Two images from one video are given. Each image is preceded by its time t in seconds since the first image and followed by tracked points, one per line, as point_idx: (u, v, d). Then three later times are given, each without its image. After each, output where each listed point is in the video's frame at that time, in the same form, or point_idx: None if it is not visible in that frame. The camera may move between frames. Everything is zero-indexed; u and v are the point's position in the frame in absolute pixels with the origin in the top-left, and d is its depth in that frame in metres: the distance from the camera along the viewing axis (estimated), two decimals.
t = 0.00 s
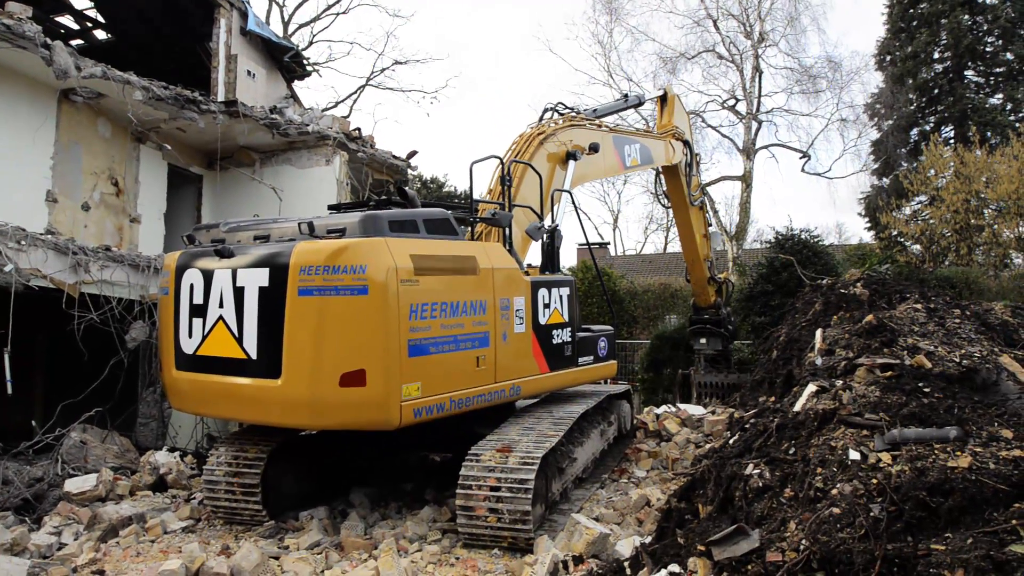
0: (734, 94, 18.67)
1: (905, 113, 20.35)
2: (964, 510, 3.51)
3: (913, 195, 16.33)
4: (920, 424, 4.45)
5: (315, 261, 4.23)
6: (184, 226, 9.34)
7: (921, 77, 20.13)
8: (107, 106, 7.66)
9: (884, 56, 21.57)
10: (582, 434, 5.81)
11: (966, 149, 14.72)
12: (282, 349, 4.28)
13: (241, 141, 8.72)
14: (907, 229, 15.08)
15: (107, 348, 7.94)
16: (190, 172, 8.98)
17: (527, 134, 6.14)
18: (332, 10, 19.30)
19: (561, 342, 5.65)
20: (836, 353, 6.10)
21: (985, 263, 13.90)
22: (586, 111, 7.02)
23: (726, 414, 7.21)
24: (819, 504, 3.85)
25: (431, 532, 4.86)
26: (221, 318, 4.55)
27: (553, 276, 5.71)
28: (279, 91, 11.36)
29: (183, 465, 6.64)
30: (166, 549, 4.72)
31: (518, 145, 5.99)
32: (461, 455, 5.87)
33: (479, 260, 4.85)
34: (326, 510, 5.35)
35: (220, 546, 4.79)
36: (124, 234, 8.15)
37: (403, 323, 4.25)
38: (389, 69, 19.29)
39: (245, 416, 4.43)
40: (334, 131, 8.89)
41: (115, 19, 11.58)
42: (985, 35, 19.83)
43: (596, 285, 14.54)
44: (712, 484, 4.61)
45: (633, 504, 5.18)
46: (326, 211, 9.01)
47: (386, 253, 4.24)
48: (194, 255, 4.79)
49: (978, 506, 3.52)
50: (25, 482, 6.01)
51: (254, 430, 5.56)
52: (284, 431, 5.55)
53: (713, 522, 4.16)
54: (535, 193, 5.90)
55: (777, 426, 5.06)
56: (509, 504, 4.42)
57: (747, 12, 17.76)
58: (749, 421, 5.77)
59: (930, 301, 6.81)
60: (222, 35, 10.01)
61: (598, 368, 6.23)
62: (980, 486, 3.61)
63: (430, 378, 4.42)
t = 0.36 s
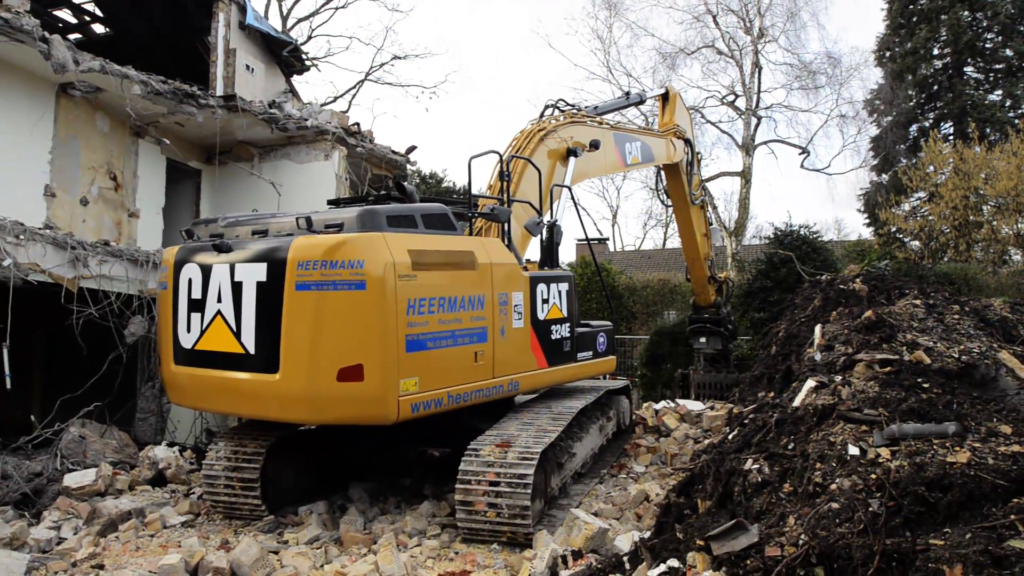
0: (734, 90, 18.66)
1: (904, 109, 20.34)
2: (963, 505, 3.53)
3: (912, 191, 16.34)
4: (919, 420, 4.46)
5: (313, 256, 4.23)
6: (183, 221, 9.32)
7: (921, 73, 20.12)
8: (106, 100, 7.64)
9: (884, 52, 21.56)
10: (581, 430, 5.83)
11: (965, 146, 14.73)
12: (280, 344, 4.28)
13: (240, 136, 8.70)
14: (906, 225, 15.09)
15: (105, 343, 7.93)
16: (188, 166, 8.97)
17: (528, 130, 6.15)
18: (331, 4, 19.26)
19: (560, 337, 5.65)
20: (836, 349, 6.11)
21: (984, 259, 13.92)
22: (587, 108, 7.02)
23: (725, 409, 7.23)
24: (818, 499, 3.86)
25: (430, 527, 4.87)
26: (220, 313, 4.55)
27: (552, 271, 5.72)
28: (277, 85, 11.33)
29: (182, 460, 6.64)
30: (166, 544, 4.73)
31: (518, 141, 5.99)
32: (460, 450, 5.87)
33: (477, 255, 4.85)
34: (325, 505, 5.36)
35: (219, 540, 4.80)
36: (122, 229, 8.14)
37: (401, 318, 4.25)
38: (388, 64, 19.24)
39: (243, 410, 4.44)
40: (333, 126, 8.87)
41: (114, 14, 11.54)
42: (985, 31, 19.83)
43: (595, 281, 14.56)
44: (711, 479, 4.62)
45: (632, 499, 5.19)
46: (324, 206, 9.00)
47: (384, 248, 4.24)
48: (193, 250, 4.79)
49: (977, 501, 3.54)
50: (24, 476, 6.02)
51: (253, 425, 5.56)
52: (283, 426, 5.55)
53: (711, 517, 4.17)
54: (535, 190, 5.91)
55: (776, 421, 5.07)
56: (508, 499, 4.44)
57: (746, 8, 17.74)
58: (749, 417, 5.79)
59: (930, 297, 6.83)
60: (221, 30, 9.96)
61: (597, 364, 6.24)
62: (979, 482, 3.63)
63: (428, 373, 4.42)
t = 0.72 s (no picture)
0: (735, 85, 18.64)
1: (906, 104, 20.29)
2: (964, 500, 3.54)
3: (913, 186, 16.33)
4: (920, 414, 4.47)
5: (313, 249, 4.22)
6: (183, 215, 9.32)
7: (923, 68, 20.07)
8: (106, 93, 7.62)
9: (886, 47, 21.51)
10: (581, 424, 5.83)
11: (966, 141, 14.71)
12: (280, 337, 4.28)
13: (240, 130, 8.69)
14: (907, 220, 15.09)
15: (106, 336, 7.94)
16: (189, 160, 8.95)
17: (529, 124, 6.14)
18: None
19: (560, 332, 5.65)
20: (837, 344, 6.11)
21: (985, 255, 13.92)
22: (589, 101, 7.00)
23: (726, 404, 7.24)
24: (819, 493, 3.87)
25: (431, 521, 4.88)
26: (220, 306, 4.55)
27: (553, 265, 5.72)
28: (278, 79, 11.30)
29: (183, 454, 6.65)
30: (167, 537, 4.73)
31: (519, 135, 5.98)
32: (461, 444, 5.88)
33: (478, 248, 4.85)
34: (326, 499, 5.37)
35: (220, 534, 4.81)
36: (123, 222, 8.14)
37: (401, 312, 4.25)
38: (390, 58, 19.20)
39: (243, 404, 4.44)
40: (334, 120, 8.85)
41: (114, 6, 11.51)
42: (987, 25, 19.79)
43: (596, 275, 14.57)
44: (712, 473, 4.64)
45: (633, 494, 5.21)
46: (325, 200, 8.99)
47: (384, 242, 4.24)
48: (193, 243, 4.78)
49: (978, 495, 3.55)
50: (26, 469, 6.03)
51: (253, 418, 5.57)
52: (284, 420, 5.56)
53: (713, 511, 4.18)
54: (536, 183, 5.89)
55: (777, 416, 5.08)
56: (508, 493, 4.45)
57: (748, 2, 17.69)
58: (749, 411, 5.79)
59: (931, 292, 6.83)
60: (222, 23, 9.92)
61: (597, 359, 6.24)
62: (981, 476, 3.63)
63: (428, 367, 4.43)
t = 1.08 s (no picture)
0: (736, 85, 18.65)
1: (907, 105, 20.28)
2: (966, 501, 3.54)
3: (914, 187, 16.34)
4: (922, 415, 4.47)
5: (314, 249, 4.22)
6: (184, 214, 9.32)
7: (924, 68, 20.07)
8: (107, 93, 7.62)
9: (887, 48, 21.52)
10: (582, 424, 5.83)
11: (967, 142, 14.73)
12: (281, 338, 4.28)
13: (241, 129, 8.69)
14: (908, 221, 15.09)
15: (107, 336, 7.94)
16: (190, 160, 8.96)
17: (526, 120, 6.13)
18: None
19: (561, 332, 5.66)
20: (838, 344, 6.12)
21: (986, 255, 13.92)
22: (587, 93, 6.99)
23: (727, 405, 7.24)
24: (821, 494, 3.88)
25: (432, 521, 4.88)
26: (222, 306, 4.55)
27: (554, 266, 5.72)
28: (279, 79, 11.30)
29: (184, 454, 6.65)
30: (168, 537, 4.74)
31: (517, 131, 5.98)
32: (461, 444, 5.88)
33: (478, 249, 4.85)
34: (327, 499, 5.38)
35: (221, 533, 4.82)
36: (124, 222, 8.14)
37: (402, 312, 4.26)
38: (391, 57, 19.22)
39: (244, 404, 4.44)
40: (335, 120, 8.85)
41: (114, 5, 11.50)
42: (988, 26, 19.80)
43: (597, 276, 14.57)
44: (714, 474, 4.64)
45: (634, 494, 5.21)
46: (326, 200, 9.00)
47: (385, 242, 4.24)
48: (195, 243, 4.79)
49: (980, 496, 3.55)
50: (27, 469, 6.03)
51: (254, 418, 5.58)
52: (285, 420, 5.56)
53: (714, 512, 4.19)
54: (534, 180, 5.89)
55: (779, 416, 5.08)
56: (509, 493, 4.45)
57: (749, 2, 17.69)
58: (751, 411, 5.79)
59: (933, 292, 6.83)
60: (223, 22, 9.86)
61: (598, 359, 6.23)
62: (982, 477, 3.64)
63: (429, 367, 4.43)
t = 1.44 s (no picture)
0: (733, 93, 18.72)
1: (903, 113, 20.35)
2: (964, 509, 3.54)
3: (910, 195, 16.38)
4: (920, 423, 4.48)
5: (313, 258, 4.23)
6: (182, 221, 9.32)
7: (920, 76, 20.15)
8: (105, 101, 7.64)
9: (883, 56, 21.62)
10: (580, 432, 5.83)
11: (963, 149, 14.77)
12: (280, 346, 4.28)
13: (240, 137, 8.70)
14: (905, 228, 15.12)
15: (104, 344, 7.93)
16: (188, 168, 8.96)
17: (518, 122, 6.11)
18: (331, 6, 19.30)
19: (559, 340, 5.66)
20: (836, 352, 6.12)
21: (983, 263, 13.95)
22: (578, 92, 6.99)
23: (725, 413, 7.25)
24: (820, 502, 3.88)
25: (430, 529, 4.87)
26: (221, 314, 4.55)
27: (552, 273, 5.73)
28: (277, 87, 11.33)
29: (181, 462, 6.64)
30: (165, 546, 4.72)
31: (510, 134, 5.97)
32: (459, 452, 5.87)
33: (477, 257, 4.86)
34: (325, 508, 5.37)
35: (219, 543, 4.81)
36: (121, 230, 8.14)
37: (401, 320, 4.26)
38: (389, 65, 19.26)
39: (242, 413, 4.44)
40: (333, 127, 8.86)
41: (113, 14, 11.52)
42: (983, 34, 19.91)
43: (595, 284, 14.59)
44: (712, 482, 4.64)
45: (632, 502, 5.21)
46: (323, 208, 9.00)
47: (384, 250, 4.24)
48: (193, 251, 4.78)
49: (979, 504, 3.56)
50: (23, 478, 6.01)
51: (252, 426, 5.57)
52: (282, 428, 5.55)
53: (712, 520, 4.19)
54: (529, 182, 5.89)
55: (777, 425, 5.08)
56: (507, 501, 4.44)
57: (746, 11, 17.77)
58: (749, 419, 5.79)
59: (930, 300, 6.84)
60: (221, 31, 9.92)
61: (596, 367, 6.23)
62: (981, 485, 3.64)
63: (428, 375, 4.43)
